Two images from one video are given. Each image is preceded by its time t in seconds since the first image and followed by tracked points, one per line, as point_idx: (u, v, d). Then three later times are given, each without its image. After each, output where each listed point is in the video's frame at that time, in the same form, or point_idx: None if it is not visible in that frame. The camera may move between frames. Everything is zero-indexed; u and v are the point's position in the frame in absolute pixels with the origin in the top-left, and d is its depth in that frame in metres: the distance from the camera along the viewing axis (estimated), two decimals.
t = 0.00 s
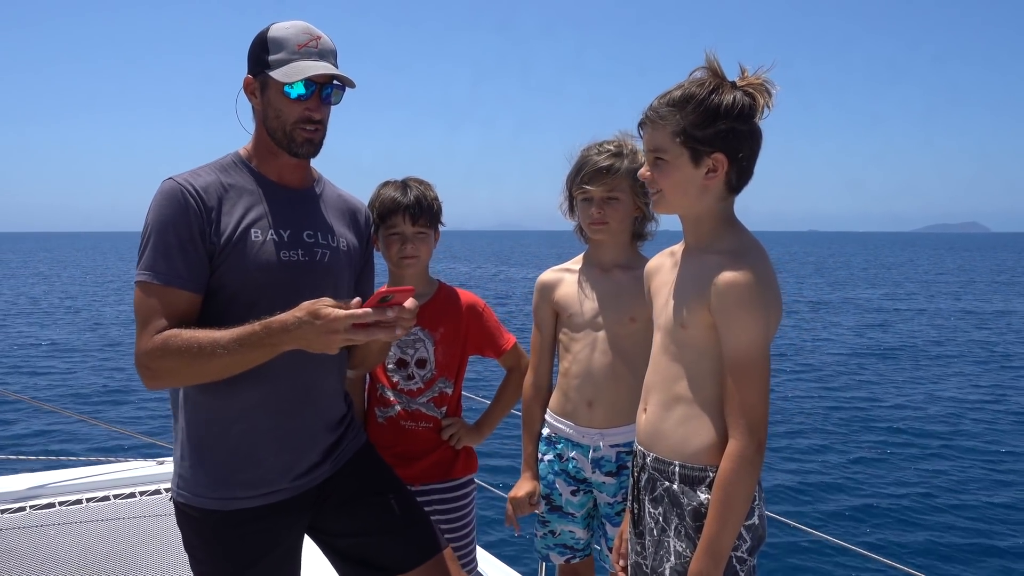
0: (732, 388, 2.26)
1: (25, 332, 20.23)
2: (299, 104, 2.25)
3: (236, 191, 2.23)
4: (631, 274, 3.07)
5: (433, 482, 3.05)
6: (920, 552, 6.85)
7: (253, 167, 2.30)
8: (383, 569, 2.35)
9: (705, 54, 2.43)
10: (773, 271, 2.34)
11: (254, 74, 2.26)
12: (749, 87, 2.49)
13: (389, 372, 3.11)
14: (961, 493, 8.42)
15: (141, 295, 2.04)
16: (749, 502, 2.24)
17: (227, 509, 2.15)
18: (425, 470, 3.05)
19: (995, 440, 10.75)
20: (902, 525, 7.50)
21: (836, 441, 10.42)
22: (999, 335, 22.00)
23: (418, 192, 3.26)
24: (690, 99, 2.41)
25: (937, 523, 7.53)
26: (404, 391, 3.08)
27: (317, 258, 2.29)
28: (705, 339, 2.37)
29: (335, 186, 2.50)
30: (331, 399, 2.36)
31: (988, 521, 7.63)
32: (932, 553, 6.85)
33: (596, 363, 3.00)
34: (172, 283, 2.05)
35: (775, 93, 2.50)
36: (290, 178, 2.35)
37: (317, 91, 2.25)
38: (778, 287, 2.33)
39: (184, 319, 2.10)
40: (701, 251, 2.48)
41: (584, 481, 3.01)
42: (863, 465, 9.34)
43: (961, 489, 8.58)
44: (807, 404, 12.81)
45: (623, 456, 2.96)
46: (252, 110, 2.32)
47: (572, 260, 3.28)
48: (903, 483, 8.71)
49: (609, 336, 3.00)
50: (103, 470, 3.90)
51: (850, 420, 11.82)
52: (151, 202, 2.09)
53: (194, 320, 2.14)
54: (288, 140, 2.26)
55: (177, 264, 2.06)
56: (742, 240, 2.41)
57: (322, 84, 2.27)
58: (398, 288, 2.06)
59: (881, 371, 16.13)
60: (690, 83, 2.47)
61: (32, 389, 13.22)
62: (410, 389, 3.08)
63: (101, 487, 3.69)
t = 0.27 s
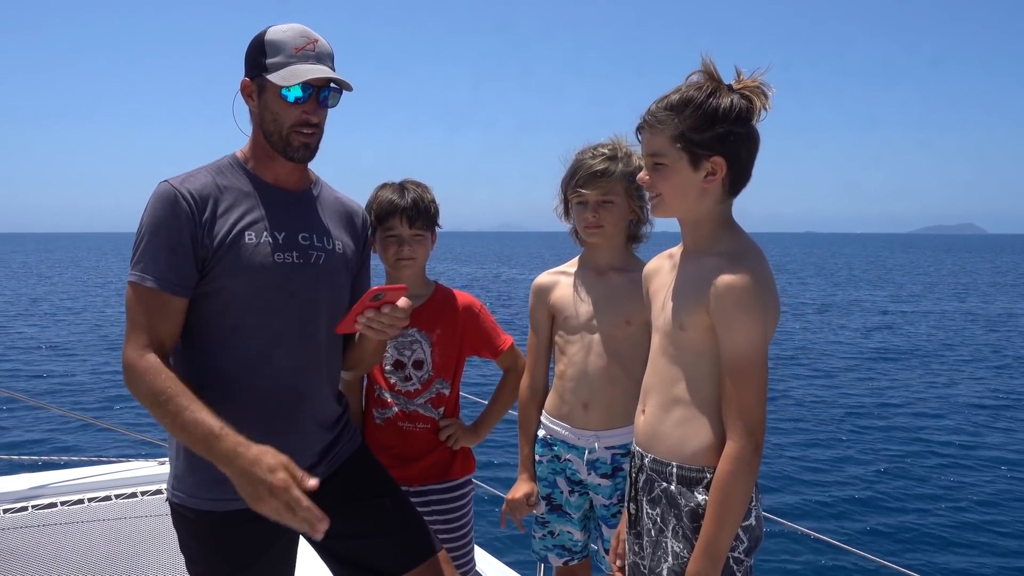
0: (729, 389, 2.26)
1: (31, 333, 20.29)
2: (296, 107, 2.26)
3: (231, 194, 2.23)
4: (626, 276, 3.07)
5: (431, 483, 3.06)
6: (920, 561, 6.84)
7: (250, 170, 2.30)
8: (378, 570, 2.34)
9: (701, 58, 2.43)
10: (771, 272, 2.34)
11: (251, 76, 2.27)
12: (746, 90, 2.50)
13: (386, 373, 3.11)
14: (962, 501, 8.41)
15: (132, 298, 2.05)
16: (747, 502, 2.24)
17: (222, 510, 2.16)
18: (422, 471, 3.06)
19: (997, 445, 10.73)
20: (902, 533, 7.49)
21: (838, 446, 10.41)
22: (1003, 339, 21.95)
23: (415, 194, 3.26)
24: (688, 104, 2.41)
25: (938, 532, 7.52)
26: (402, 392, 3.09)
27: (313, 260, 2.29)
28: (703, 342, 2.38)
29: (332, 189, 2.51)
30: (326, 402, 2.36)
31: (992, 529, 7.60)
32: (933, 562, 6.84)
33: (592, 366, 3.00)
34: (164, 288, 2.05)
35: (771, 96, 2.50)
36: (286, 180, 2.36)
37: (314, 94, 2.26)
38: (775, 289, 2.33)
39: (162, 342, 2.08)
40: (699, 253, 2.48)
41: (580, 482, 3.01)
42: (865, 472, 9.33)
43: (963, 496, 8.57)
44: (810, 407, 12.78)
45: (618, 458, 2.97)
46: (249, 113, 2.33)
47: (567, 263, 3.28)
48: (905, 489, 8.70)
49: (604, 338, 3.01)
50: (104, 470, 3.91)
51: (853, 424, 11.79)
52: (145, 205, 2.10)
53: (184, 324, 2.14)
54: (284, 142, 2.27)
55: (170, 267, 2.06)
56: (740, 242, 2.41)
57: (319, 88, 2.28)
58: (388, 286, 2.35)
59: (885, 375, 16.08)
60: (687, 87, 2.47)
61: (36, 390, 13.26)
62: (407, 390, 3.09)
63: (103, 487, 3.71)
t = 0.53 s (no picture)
0: (729, 391, 2.27)
1: (36, 334, 20.36)
2: (289, 107, 2.27)
3: (234, 199, 2.23)
4: (622, 278, 3.08)
5: (432, 484, 3.07)
6: (920, 560, 6.84)
7: (249, 172, 2.31)
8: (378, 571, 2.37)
9: (697, 61, 2.45)
10: (769, 272, 2.35)
11: (248, 79, 2.29)
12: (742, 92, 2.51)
13: (387, 375, 3.13)
14: (964, 499, 8.39)
15: (132, 302, 2.08)
16: (745, 502, 2.25)
17: (227, 512, 2.19)
18: (422, 472, 3.07)
19: (1000, 446, 10.71)
20: (902, 531, 7.49)
21: (840, 447, 10.41)
22: (1007, 339, 21.89)
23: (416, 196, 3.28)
24: (686, 107, 2.42)
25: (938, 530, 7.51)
26: (402, 394, 3.10)
27: (315, 264, 2.30)
28: (702, 343, 2.39)
29: (333, 191, 2.52)
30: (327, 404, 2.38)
31: (994, 529, 7.58)
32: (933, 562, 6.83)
33: (588, 367, 3.01)
34: (164, 295, 2.08)
35: (768, 97, 2.51)
36: (286, 182, 2.37)
37: (305, 93, 2.26)
38: (774, 289, 2.34)
39: (149, 364, 2.11)
40: (698, 255, 2.49)
41: (576, 483, 3.02)
42: (866, 472, 9.32)
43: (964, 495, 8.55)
44: (813, 408, 12.78)
45: (614, 459, 2.97)
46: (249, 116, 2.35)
47: (563, 265, 3.30)
48: (906, 489, 8.69)
49: (600, 340, 3.01)
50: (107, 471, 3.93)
51: (856, 425, 11.77)
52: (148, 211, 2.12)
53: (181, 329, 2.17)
54: (276, 142, 2.28)
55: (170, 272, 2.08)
56: (739, 243, 2.42)
57: (311, 88, 2.29)
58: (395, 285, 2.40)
59: (890, 376, 16.03)
60: (683, 90, 2.49)
61: (41, 391, 13.30)
62: (408, 392, 3.10)
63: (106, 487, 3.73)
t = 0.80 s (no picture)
0: (729, 390, 2.27)
1: (43, 335, 20.44)
2: (255, 97, 2.26)
3: (223, 196, 2.25)
4: (620, 278, 3.08)
5: (432, 483, 3.07)
6: (923, 557, 6.81)
7: (241, 171, 2.31)
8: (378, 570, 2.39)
9: (692, 63, 2.45)
10: (769, 272, 2.35)
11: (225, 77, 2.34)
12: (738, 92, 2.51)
13: (389, 374, 3.14)
14: (969, 497, 8.36)
15: (122, 297, 2.14)
16: (745, 501, 2.25)
17: (218, 506, 2.22)
18: (423, 471, 3.08)
19: (1006, 444, 10.65)
20: (906, 528, 7.46)
21: (844, 445, 10.38)
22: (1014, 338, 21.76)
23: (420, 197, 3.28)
24: (684, 109, 2.42)
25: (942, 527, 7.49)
26: (403, 393, 3.11)
27: (303, 260, 2.28)
28: (702, 342, 2.39)
29: (331, 187, 2.50)
30: (320, 403, 2.37)
31: (998, 526, 7.53)
32: (936, 559, 6.81)
33: (586, 366, 3.01)
34: (151, 291, 2.12)
35: (764, 96, 2.51)
36: (278, 179, 2.36)
37: (267, 80, 2.25)
38: (774, 289, 2.34)
39: (136, 355, 2.17)
40: (698, 255, 2.49)
41: (575, 481, 3.02)
42: (871, 470, 9.29)
43: (969, 492, 8.52)
44: (818, 407, 12.74)
45: (612, 458, 2.98)
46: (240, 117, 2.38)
47: (562, 265, 3.30)
48: (910, 487, 8.66)
49: (598, 339, 3.02)
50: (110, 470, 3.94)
51: (861, 423, 11.72)
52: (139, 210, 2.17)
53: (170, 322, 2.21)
54: (248, 134, 2.28)
55: (156, 270, 2.12)
56: (739, 244, 2.42)
57: (275, 73, 2.27)
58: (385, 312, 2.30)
59: (896, 374, 15.95)
60: (680, 92, 2.49)
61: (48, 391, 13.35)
62: (409, 391, 3.11)
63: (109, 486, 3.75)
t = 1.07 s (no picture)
0: (730, 387, 2.29)
1: (48, 333, 20.50)
2: (261, 102, 2.27)
3: (220, 195, 2.27)
4: (621, 276, 3.09)
5: (433, 479, 3.09)
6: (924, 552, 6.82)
7: (241, 172, 2.34)
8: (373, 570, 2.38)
9: (691, 63, 2.46)
10: (771, 270, 2.36)
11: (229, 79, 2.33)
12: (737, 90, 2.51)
13: (394, 371, 3.16)
14: (972, 494, 8.36)
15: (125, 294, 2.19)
16: (746, 498, 2.26)
17: (211, 499, 2.25)
18: (424, 468, 3.09)
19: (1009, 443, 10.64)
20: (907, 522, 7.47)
21: (847, 444, 10.38)
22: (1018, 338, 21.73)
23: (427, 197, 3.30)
24: (685, 109, 2.43)
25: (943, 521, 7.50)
26: (408, 389, 3.13)
27: (297, 257, 2.29)
28: (704, 339, 2.40)
29: (333, 185, 2.51)
30: (315, 399, 2.38)
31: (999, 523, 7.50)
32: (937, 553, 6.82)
33: (588, 364, 3.03)
34: (149, 289, 2.15)
35: (763, 94, 2.52)
36: (278, 179, 2.37)
37: (274, 85, 2.26)
38: (776, 288, 2.35)
39: (152, 351, 2.21)
40: (700, 254, 2.51)
41: (575, 477, 3.04)
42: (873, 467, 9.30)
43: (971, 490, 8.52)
44: (821, 406, 12.75)
45: (613, 454, 2.99)
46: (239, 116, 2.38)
47: (564, 263, 3.32)
48: (912, 484, 8.67)
49: (600, 337, 3.03)
50: (115, 466, 3.97)
51: (864, 422, 11.71)
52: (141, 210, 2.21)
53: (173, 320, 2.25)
54: (254, 137, 2.29)
55: (154, 268, 2.15)
56: (741, 242, 2.43)
57: (280, 79, 2.27)
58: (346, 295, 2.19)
59: (900, 373, 15.92)
60: (680, 92, 2.51)
61: (57, 387, 13.46)
62: (413, 387, 3.13)
63: (114, 482, 3.77)
